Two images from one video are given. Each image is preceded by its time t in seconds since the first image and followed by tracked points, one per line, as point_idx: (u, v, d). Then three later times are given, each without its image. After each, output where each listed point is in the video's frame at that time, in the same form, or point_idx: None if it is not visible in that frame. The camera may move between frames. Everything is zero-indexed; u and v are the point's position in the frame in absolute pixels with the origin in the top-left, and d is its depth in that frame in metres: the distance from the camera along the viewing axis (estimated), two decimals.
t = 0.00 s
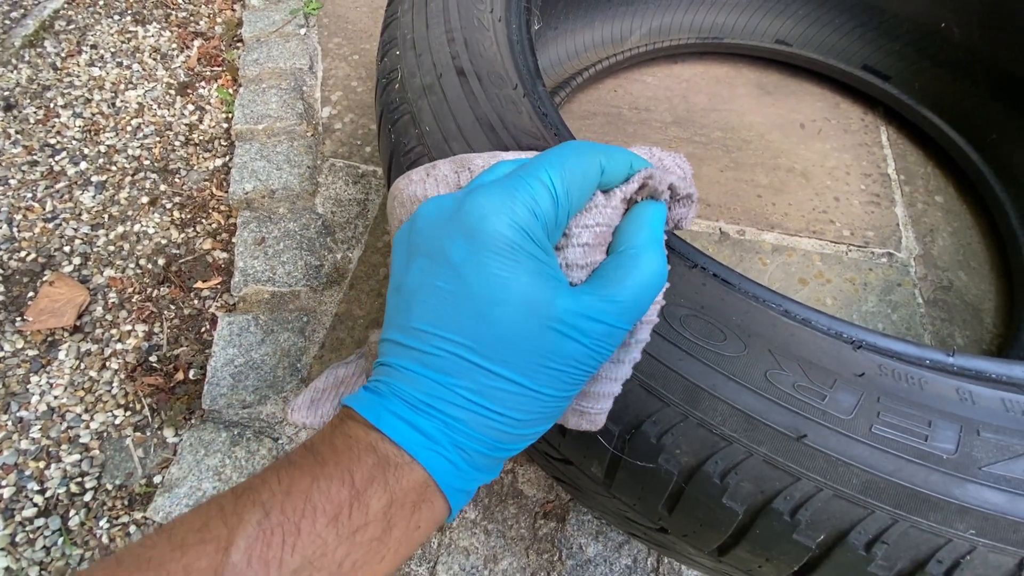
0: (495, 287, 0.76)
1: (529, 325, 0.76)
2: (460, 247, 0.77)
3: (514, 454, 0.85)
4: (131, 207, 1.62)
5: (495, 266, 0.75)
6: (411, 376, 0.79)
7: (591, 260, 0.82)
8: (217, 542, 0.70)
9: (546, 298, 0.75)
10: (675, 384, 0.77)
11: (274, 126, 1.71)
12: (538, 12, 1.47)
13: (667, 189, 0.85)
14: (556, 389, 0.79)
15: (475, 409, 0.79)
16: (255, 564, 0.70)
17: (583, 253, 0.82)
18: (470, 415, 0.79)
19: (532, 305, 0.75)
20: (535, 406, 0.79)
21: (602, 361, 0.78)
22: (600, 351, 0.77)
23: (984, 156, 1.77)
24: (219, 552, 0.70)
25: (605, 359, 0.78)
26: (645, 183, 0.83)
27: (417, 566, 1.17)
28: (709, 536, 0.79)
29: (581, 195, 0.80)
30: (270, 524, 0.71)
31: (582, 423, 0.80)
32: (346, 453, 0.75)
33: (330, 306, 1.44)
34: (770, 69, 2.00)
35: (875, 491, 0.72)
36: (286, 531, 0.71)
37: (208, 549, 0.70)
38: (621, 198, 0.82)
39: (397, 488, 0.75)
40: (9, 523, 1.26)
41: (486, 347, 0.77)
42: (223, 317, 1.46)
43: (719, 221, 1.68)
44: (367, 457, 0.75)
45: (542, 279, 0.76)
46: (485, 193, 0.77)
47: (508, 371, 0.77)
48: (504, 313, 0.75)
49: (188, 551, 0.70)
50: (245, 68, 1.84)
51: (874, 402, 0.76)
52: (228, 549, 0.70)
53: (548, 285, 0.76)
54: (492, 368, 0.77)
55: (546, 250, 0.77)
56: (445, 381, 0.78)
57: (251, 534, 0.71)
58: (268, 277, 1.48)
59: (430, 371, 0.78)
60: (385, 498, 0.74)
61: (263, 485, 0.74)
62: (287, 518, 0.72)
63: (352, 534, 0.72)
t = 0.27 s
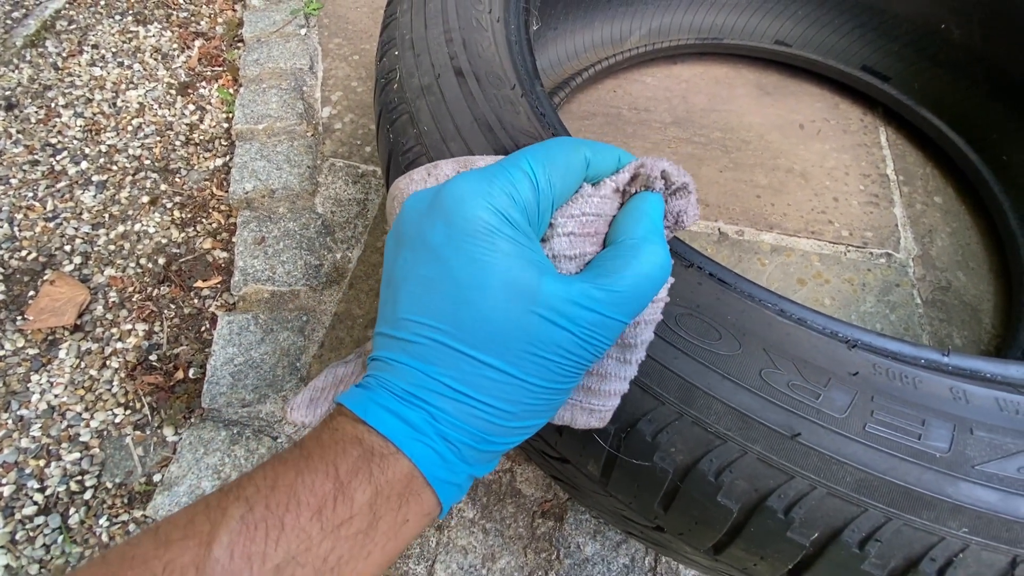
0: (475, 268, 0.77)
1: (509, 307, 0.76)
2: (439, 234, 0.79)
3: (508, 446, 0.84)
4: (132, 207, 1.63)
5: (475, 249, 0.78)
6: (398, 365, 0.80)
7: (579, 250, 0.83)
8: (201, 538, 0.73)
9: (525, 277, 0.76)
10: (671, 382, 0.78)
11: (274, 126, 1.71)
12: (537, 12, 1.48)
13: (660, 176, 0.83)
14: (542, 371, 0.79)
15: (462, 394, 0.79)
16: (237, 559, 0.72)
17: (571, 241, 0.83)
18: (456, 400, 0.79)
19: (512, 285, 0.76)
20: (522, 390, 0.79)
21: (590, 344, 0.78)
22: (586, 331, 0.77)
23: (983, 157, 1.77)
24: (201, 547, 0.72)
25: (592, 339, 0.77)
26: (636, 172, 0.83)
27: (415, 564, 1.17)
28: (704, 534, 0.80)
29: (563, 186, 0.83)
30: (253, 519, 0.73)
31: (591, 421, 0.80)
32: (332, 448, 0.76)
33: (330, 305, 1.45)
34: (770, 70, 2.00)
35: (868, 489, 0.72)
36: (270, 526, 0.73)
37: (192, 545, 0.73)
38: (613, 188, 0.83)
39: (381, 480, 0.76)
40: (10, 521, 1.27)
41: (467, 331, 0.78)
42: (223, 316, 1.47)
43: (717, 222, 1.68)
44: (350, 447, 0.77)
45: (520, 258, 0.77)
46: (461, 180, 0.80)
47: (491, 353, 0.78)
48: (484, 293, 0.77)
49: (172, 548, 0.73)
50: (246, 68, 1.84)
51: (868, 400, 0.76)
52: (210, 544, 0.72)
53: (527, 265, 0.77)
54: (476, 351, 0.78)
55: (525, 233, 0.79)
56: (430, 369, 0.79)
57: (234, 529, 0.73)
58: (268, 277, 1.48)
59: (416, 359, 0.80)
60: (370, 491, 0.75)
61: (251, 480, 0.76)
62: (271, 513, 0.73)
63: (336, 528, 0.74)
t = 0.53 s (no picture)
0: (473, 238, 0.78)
1: (506, 274, 0.77)
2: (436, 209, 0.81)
3: (512, 421, 0.84)
4: (135, 203, 1.63)
5: (473, 218, 0.79)
6: (400, 338, 0.81)
7: (576, 221, 0.83)
8: (195, 511, 0.72)
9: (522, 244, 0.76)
10: (672, 374, 0.77)
11: (277, 123, 1.71)
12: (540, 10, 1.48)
13: (661, 147, 0.82)
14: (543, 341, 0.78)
15: (463, 365, 0.79)
16: (232, 531, 0.71)
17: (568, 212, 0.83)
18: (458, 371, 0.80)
19: (508, 253, 0.77)
20: (524, 361, 0.79)
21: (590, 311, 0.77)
22: (585, 296, 0.76)
23: (987, 156, 1.77)
24: (196, 519, 0.71)
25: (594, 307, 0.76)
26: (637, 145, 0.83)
27: (416, 560, 1.17)
28: (706, 526, 0.80)
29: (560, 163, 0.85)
30: (249, 491, 0.73)
31: (605, 402, 0.79)
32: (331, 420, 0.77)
33: (332, 302, 1.45)
34: (773, 69, 2.00)
35: (870, 481, 0.72)
36: (265, 498, 0.73)
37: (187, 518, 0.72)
38: (614, 160, 0.83)
39: (379, 451, 0.76)
40: (12, 516, 1.27)
41: (461, 298, 0.78)
42: (225, 313, 1.47)
43: (720, 220, 1.68)
44: (349, 419, 0.77)
45: (516, 226, 0.77)
46: (458, 154, 0.82)
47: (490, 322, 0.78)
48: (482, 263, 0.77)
49: (166, 521, 0.72)
50: (249, 66, 1.85)
51: (870, 392, 0.76)
52: (205, 517, 0.72)
53: (524, 232, 0.77)
54: (475, 321, 0.78)
55: (523, 203, 0.80)
56: (426, 339, 0.80)
57: (229, 501, 0.72)
58: (270, 273, 1.48)
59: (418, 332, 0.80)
60: (367, 462, 0.75)
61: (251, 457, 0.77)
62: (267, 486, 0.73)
63: (331, 500, 0.73)
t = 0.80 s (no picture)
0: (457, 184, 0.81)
1: (486, 214, 0.79)
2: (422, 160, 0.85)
3: (490, 372, 0.84)
4: (143, 204, 1.66)
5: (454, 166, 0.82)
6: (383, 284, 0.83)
7: (553, 164, 0.85)
8: (150, 467, 0.72)
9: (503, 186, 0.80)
10: (669, 371, 0.79)
11: (283, 125, 1.74)
12: (542, 14, 1.50)
13: (651, 103, 0.85)
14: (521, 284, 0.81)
15: (443, 306, 0.81)
16: (186, 487, 0.71)
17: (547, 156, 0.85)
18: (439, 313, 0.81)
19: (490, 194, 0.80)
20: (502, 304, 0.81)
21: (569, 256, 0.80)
22: (566, 239, 0.79)
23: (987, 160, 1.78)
24: (149, 476, 0.71)
25: (576, 243, 0.79)
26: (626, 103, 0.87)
27: (419, 556, 1.19)
28: (702, 521, 0.81)
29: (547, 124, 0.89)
30: (204, 445, 0.73)
31: (609, 362, 0.79)
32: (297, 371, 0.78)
33: (337, 302, 1.47)
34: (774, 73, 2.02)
35: (861, 476, 0.74)
36: (221, 454, 0.73)
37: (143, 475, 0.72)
38: (604, 117, 0.87)
39: (342, 401, 0.77)
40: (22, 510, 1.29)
41: (437, 242, 0.81)
42: (232, 312, 1.49)
43: (720, 223, 1.70)
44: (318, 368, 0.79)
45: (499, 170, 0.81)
46: (442, 107, 0.87)
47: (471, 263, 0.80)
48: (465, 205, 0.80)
49: (117, 481, 0.71)
50: (256, 68, 1.87)
51: (863, 390, 0.77)
52: (158, 475, 0.71)
53: (505, 176, 0.80)
54: (456, 262, 0.80)
55: (506, 152, 0.84)
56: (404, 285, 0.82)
57: (184, 457, 0.73)
58: (275, 273, 1.50)
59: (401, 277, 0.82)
60: (329, 415, 0.75)
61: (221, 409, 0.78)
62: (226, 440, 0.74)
63: (291, 452, 0.74)
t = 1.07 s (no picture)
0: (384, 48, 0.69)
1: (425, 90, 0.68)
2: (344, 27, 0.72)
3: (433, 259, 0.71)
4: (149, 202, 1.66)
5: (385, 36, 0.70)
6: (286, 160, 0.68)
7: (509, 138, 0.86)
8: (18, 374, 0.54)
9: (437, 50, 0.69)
10: (673, 368, 0.79)
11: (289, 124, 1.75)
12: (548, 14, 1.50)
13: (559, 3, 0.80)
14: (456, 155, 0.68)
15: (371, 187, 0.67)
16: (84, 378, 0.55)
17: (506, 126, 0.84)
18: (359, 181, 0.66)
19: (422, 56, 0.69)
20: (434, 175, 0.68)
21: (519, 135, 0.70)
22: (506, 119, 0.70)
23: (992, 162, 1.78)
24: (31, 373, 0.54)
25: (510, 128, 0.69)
26: None
27: (421, 553, 1.19)
28: (705, 518, 0.81)
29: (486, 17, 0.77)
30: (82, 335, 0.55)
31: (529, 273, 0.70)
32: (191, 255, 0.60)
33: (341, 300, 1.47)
34: (779, 74, 2.02)
35: (865, 474, 0.74)
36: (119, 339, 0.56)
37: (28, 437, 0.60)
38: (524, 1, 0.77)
39: (243, 292, 0.58)
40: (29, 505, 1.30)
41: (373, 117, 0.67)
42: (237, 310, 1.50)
43: (724, 223, 1.70)
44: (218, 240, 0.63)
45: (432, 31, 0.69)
46: None
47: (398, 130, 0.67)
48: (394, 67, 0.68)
49: None
50: (262, 68, 1.88)
51: (866, 388, 0.77)
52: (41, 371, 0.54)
53: (435, 41, 0.69)
54: (377, 134, 0.67)
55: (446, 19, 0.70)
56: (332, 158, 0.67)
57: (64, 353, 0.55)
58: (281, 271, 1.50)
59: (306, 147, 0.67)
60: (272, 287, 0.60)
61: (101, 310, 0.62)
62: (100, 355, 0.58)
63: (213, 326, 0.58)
